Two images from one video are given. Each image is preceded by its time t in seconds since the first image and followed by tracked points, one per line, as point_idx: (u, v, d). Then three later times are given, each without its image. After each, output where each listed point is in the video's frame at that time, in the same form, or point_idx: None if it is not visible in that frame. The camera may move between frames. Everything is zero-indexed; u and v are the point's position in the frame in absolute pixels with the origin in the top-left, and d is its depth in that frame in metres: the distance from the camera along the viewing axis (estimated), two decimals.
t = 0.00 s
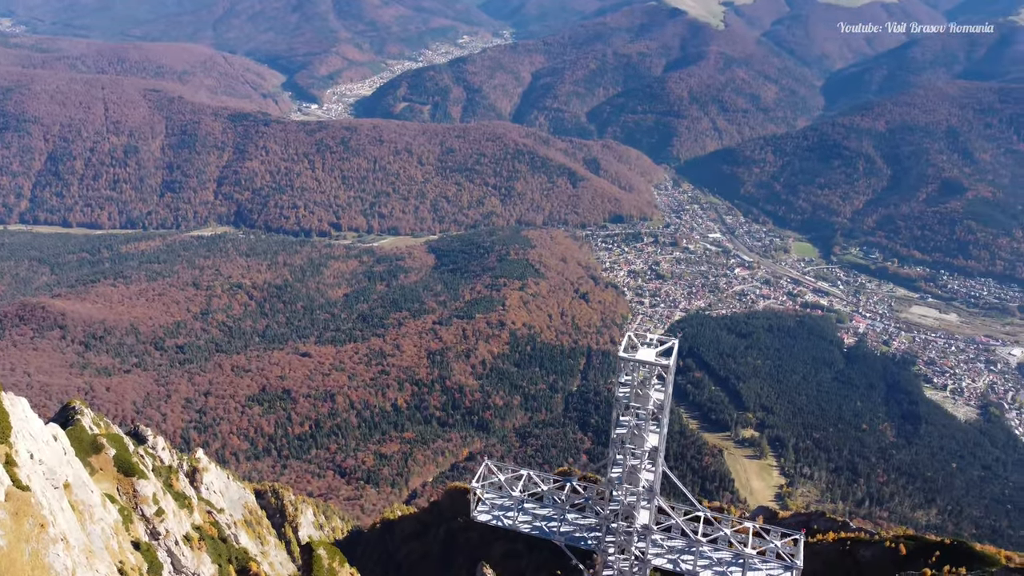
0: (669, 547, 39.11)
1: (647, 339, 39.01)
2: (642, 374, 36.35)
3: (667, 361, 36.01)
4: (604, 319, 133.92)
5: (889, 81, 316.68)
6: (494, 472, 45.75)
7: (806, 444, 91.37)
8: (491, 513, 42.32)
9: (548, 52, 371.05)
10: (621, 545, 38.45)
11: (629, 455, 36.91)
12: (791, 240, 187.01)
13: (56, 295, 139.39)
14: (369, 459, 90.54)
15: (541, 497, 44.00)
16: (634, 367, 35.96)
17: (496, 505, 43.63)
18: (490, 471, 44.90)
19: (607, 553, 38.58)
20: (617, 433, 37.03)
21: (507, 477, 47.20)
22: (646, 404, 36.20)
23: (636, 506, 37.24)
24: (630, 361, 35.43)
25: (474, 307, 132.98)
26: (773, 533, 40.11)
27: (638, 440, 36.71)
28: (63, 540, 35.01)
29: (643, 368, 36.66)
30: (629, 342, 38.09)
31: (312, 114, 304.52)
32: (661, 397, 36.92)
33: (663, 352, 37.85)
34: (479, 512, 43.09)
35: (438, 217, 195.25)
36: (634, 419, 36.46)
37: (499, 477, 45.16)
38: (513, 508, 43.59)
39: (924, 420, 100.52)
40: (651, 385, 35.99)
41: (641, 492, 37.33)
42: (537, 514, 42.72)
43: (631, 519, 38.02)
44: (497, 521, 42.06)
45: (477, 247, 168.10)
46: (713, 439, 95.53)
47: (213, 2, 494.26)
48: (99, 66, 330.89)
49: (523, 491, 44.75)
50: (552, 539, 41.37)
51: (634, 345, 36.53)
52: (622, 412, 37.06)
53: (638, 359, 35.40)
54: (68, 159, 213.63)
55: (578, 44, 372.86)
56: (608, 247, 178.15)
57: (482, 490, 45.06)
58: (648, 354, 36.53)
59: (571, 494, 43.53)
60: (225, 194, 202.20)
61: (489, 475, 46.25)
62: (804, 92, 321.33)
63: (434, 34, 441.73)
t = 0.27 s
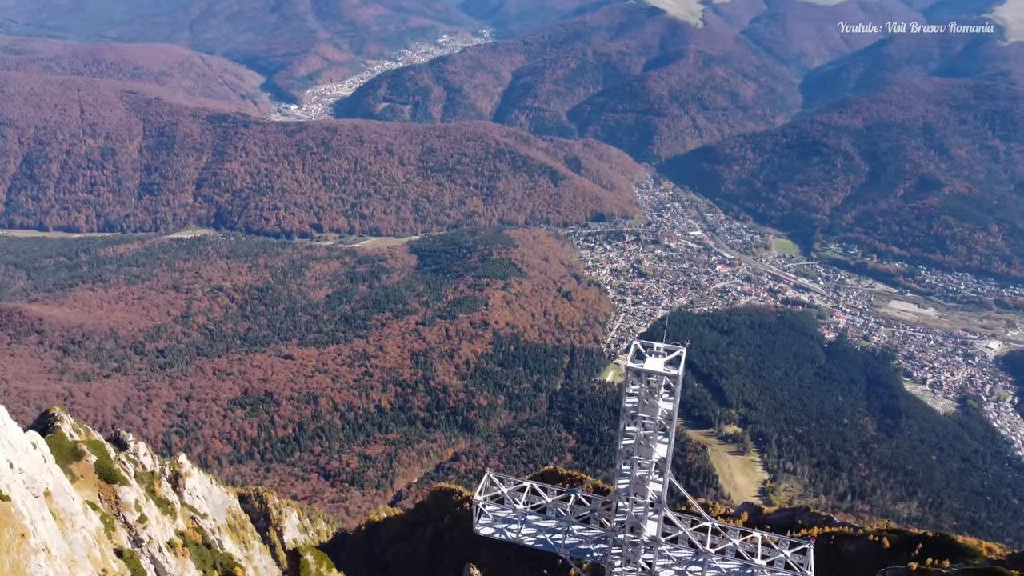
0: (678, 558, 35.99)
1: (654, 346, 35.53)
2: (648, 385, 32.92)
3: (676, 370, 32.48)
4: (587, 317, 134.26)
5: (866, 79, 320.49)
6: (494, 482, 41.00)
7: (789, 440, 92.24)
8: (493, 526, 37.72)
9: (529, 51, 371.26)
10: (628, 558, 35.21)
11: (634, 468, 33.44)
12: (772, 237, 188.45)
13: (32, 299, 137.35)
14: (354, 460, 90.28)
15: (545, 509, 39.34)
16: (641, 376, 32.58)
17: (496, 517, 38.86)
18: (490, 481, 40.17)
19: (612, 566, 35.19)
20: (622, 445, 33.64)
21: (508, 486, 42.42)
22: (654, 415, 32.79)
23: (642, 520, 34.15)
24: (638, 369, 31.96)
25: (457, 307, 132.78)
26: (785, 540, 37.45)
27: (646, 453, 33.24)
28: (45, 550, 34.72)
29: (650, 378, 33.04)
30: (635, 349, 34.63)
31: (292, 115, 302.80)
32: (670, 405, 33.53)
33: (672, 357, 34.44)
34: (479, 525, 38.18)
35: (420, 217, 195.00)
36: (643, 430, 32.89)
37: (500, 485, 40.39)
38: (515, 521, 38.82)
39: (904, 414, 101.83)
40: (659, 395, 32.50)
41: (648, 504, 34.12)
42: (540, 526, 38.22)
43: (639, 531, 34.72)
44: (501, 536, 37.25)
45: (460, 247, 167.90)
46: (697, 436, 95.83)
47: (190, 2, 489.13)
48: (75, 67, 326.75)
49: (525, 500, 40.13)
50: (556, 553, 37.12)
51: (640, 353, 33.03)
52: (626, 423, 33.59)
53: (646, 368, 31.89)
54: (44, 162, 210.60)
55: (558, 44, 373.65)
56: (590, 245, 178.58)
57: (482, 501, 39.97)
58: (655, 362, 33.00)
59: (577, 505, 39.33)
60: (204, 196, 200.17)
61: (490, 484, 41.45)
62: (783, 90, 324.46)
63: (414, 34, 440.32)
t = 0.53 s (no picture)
0: (685, 569, 35.20)
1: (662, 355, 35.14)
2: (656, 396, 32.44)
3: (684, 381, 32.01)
4: (570, 316, 134.62)
5: (843, 76, 324.02)
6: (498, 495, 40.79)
7: (772, 435, 93.15)
8: (497, 539, 37.84)
9: (509, 50, 371.33)
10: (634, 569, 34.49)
11: (644, 479, 32.78)
12: (752, 234, 190.04)
13: (8, 305, 135.24)
14: (338, 463, 89.89)
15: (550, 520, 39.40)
16: (650, 385, 32.14)
17: (500, 530, 38.80)
18: (495, 495, 40.16)
19: None
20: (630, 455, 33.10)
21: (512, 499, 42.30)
22: (664, 426, 32.20)
23: (651, 531, 33.67)
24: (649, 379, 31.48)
25: (440, 308, 132.62)
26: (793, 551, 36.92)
27: (655, 463, 32.61)
28: (26, 560, 34.31)
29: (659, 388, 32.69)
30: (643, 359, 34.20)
31: (272, 115, 300.58)
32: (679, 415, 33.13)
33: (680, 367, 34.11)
34: (483, 539, 38.25)
35: (402, 217, 194.41)
36: (652, 440, 32.44)
37: (503, 499, 40.21)
38: (519, 533, 38.75)
39: (885, 408, 103.16)
40: (668, 405, 32.15)
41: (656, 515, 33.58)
42: (545, 539, 38.12)
43: (646, 543, 34.23)
44: (504, 549, 37.21)
45: (442, 247, 167.47)
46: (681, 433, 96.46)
47: (166, 2, 483.39)
48: (49, 69, 321.90)
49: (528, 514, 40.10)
50: (561, 565, 37.06)
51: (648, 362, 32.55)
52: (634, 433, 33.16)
53: (654, 378, 31.97)
54: (19, 165, 207.30)
55: (538, 43, 374.12)
56: (572, 244, 178.99)
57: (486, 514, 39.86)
58: (664, 373, 32.43)
59: (581, 517, 39.23)
60: (183, 198, 198.15)
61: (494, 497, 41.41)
62: (762, 88, 327.29)
63: (393, 34, 438.32)
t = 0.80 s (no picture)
0: None
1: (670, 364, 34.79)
2: (666, 406, 32.15)
3: (695, 389, 31.62)
4: (553, 315, 134.86)
5: (820, 74, 327.25)
6: (500, 508, 40.16)
7: (755, 430, 93.92)
8: (501, 553, 37.15)
9: (488, 50, 371.23)
10: None
11: (653, 491, 32.53)
12: (733, 231, 191.49)
13: None
14: (322, 465, 89.42)
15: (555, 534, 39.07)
16: (658, 396, 31.59)
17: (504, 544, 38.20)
18: (498, 508, 39.70)
19: None
20: (640, 467, 32.63)
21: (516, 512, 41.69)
22: (673, 437, 31.87)
23: (659, 542, 33.65)
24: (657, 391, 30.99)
25: (422, 308, 132.30)
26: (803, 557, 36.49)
27: (664, 475, 32.34)
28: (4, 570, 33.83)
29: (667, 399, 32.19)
30: (651, 368, 33.84)
31: (250, 116, 298.07)
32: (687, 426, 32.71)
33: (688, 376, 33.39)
34: (487, 553, 37.56)
35: (383, 218, 193.66)
36: (661, 451, 32.00)
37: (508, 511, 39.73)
38: (524, 546, 38.29)
39: (865, 402, 104.47)
40: (677, 416, 31.64)
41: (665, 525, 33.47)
42: (551, 551, 37.53)
43: (655, 554, 34.20)
44: (509, 564, 36.65)
45: (423, 247, 167.01)
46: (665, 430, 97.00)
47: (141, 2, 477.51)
48: (21, 70, 316.69)
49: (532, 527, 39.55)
50: None
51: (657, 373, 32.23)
52: (643, 444, 32.63)
53: (664, 389, 30.92)
54: None
55: (517, 42, 374.45)
56: (554, 243, 179.24)
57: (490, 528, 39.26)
58: (674, 383, 32.22)
59: (586, 528, 38.87)
60: (161, 201, 195.94)
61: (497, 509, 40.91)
62: (740, 86, 330.17)
63: (372, 33, 436.05)
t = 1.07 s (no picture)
0: None
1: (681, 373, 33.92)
2: (676, 417, 31.25)
3: (706, 401, 30.64)
4: (536, 314, 135.09)
5: (797, 72, 330.41)
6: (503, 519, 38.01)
7: (737, 426, 94.74)
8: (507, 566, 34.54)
9: (468, 49, 371.01)
10: None
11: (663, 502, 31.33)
12: (713, 228, 192.79)
13: None
14: (306, 468, 88.95)
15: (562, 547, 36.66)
16: (669, 406, 30.66)
17: (508, 556, 35.70)
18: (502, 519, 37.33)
19: None
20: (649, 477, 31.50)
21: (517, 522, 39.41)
22: (684, 447, 30.98)
23: (670, 554, 32.23)
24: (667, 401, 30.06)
25: (404, 308, 131.94)
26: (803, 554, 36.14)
27: (675, 485, 31.18)
28: None
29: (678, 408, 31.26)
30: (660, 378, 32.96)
31: (228, 118, 295.51)
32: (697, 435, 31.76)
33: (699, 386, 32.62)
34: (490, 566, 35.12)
35: (364, 219, 192.90)
36: (671, 461, 30.95)
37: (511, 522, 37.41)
38: (529, 559, 35.53)
39: (846, 396, 105.75)
40: (688, 426, 30.75)
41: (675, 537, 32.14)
42: (557, 564, 35.08)
43: (665, 565, 32.64)
44: None
45: (405, 247, 166.51)
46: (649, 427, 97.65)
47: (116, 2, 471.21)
48: None
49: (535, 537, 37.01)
50: None
51: (666, 383, 31.34)
52: (653, 454, 31.57)
53: (674, 399, 30.25)
54: None
55: (497, 41, 374.44)
56: (536, 242, 179.47)
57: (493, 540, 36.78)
58: (684, 393, 31.32)
59: (593, 540, 36.93)
60: (139, 203, 193.66)
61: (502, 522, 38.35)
62: (719, 84, 332.68)
63: (351, 33, 433.72)
